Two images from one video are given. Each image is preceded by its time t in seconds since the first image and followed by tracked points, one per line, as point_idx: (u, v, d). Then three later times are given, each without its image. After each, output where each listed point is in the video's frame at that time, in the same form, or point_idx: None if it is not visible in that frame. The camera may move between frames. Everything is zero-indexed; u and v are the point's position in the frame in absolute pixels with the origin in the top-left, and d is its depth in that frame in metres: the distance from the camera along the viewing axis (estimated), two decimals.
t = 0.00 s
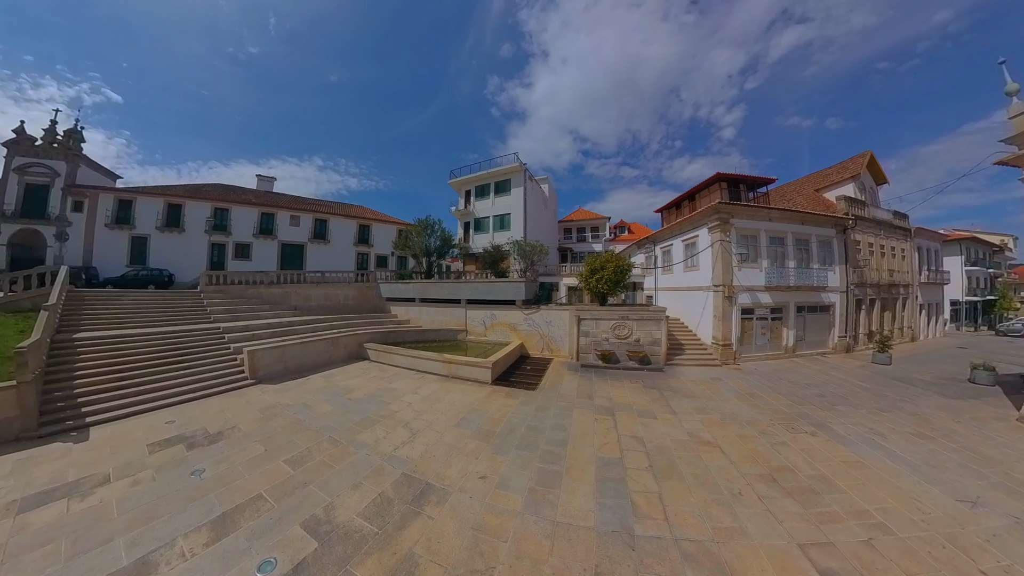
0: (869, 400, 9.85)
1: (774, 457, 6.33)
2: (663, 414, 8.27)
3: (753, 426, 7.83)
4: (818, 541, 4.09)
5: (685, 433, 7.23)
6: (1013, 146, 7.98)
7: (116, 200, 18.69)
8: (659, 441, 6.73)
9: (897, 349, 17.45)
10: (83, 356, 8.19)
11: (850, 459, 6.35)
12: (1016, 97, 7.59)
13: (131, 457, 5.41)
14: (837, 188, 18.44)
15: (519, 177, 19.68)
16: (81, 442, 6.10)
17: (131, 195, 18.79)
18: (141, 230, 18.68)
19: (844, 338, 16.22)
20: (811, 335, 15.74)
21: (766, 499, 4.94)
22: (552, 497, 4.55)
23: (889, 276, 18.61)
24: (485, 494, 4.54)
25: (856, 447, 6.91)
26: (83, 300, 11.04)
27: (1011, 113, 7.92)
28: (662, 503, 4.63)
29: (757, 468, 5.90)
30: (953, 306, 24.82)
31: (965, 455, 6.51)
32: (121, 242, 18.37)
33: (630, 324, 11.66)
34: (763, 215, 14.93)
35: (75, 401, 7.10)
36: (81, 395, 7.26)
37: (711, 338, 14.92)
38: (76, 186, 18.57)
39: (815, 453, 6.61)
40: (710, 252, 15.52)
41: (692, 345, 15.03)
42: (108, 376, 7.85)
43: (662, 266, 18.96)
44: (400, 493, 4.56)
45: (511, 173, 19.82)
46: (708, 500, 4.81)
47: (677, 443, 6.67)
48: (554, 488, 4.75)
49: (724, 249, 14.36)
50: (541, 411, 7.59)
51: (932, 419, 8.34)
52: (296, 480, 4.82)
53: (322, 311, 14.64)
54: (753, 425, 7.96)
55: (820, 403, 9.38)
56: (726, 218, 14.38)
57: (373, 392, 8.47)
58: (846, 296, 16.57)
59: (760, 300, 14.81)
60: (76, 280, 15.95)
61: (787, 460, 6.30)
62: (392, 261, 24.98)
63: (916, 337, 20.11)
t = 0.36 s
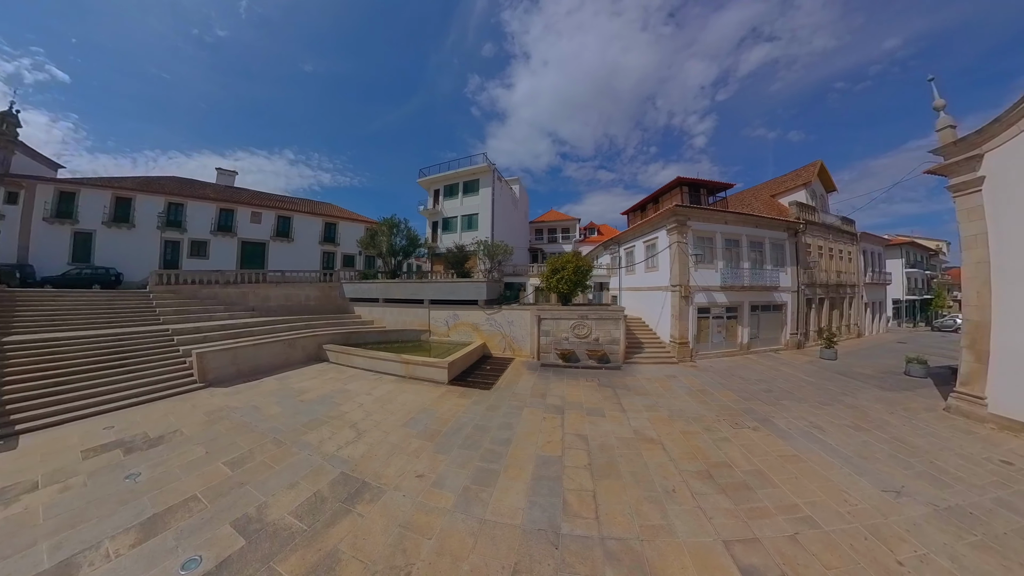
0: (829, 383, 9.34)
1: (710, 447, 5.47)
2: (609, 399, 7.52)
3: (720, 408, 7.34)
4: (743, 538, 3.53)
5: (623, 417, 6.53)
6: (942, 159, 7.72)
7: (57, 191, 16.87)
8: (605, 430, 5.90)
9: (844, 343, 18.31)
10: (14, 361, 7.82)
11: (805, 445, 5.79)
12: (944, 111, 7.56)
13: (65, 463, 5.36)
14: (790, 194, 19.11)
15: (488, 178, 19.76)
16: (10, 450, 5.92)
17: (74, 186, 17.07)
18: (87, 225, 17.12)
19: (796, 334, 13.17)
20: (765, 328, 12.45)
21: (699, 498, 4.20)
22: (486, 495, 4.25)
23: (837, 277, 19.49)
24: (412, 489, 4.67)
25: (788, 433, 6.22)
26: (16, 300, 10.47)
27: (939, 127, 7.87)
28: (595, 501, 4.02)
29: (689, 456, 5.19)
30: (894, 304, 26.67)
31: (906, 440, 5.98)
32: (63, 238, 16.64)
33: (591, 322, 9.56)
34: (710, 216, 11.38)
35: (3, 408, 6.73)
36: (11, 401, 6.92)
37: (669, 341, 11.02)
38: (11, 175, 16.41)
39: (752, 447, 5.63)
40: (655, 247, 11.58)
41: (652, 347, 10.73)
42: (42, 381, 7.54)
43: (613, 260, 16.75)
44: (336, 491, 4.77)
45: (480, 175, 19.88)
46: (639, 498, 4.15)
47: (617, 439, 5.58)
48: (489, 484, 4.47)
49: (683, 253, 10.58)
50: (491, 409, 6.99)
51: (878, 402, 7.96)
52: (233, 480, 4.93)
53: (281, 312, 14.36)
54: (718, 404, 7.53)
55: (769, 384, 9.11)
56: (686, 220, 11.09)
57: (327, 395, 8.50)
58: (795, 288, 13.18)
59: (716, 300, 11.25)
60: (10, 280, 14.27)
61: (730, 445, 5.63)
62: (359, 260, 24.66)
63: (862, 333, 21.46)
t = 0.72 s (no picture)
0: (789, 369, 9.18)
1: (653, 442, 4.73)
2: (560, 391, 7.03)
3: (680, 388, 6.92)
4: (673, 544, 3.03)
5: (569, 408, 6.14)
6: (884, 166, 7.90)
7: None
8: (551, 430, 5.44)
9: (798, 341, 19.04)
10: None
11: (750, 429, 5.24)
12: (886, 121, 7.83)
13: None
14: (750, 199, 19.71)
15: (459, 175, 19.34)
16: None
17: (5, 176, 15.80)
18: (19, 218, 15.83)
19: (753, 333, 11.49)
20: (724, 328, 10.77)
21: (635, 501, 3.59)
22: (418, 500, 4.23)
23: (792, 278, 20.31)
24: (345, 497, 4.57)
25: (730, 422, 5.45)
26: None
27: (881, 137, 8.13)
28: (530, 505, 3.74)
29: (628, 448, 4.62)
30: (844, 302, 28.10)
31: (855, 428, 5.75)
32: None
33: (551, 322, 9.01)
34: (668, 217, 9.70)
35: None
36: None
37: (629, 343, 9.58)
38: None
39: (697, 446, 4.68)
40: (617, 248, 10.53)
41: (613, 347, 9.56)
42: None
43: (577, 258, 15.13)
44: (268, 497, 4.63)
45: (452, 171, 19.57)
46: (577, 503, 3.67)
47: (564, 440, 5.05)
48: (424, 489, 4.43)
49: (644, 252, 9.32)
50: (442, 412, 6.76)
51: (832, 390, 7.78)
52: (162, 488, 4.72)
53: (237, 313, 13.78)
54: (675, 384, 7.13)
55: (724, 362, 9.11)
56: (646, 220, 9.48)
57: (277, 400, 8.22)
58: (752, 288, 11.59)
59: (676, 301, 9.70)
60: None
61: (682, 434, 4.98)
62: (325, 259, 24.00)
63: (815, 330, 22.48)
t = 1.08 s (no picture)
0: (749, 368, 9.20)
1: (604, 448, 4.53)
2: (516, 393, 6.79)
3: (641, 388, 6.76)
4: (612, 564, 2.80)
5: (522, 411, 5.90)
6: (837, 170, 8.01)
7: None
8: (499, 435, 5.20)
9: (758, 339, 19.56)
10: None
11: (706, 429, 5.06)
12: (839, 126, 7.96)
13: None
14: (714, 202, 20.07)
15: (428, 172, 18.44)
16: None
17: None
18: None
19: (717, 332, 11.62)
20: (688, 327, 10.80)
21: (575, 514, 3.39)
22: (344, 514, 3.98)
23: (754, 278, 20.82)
24: (276, 513, 4.18)
25: (687, 421, 5.28)
26: None
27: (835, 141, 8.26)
28: (466, 522, 3.45)
29: (578, 455, 4.41)
30: (802, 302, 29.16)
31: (809, 424, 5.73)
32: None
33: (512, 322, 8.75)
34: (631, 217, 9.57)
35: None
36: None
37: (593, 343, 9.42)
38: None
39: (650, 451, 4.49)
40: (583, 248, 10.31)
41: (577, 347, 9.38)
42: None
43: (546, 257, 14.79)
44: (186, 512, 4.18)
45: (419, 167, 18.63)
46: (516, 519, 3.39)
47: (511, 447, 4.82)
48: (351, 504, 4.17)
49: (608, 254, 9.16)
50: (390, 418, 6.40)
51: (788, 388, 7.83)
52: (67, 507, 4.18)
53: (184, 315, 12.88)
54: (635, 385, 6.92)
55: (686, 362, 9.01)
56: (610, 220, 9.27)
57: (218, 407, 7.64)
58: (715, 288, 11.69)
59: (640, 302, 9.65)
60: None
61: (636, 437, 4.80)
62: (285, 258, 23.00)
63: (775, 329, 23.15)
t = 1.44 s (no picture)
0: (714, 368, 9.05)
1: (556, 461, 4.19)
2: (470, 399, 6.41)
3: (603, 392, 6.43)
4: None
5: (473, 420, 5.51)
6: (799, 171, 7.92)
7: None
8: (444, 448, 4.86)
9: (724, 339, 19.79)
10: None
11: (666, 436, 4.79)
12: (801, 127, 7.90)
13: None
14: (682, 203, 20.20)
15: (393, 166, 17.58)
16: None
17: None
18: None
19: (684, 332, 11.50)
20: (655, 327, 10.64)
21: (513, 541, 3.02)
22: (256, 541, 3.54)
23: (720, 279, 21.09)
24: (182, 543, 3.63)
25: (647, 428, 4.98)
26: None
27: (797, 141, 8.21)
28: (391, 554, 3.03)
29: (526, 470, 4.07)
30: (766, 302, 29.91)
31: (772, 424, 5.56)
32: None
33: (472, 325, 8.33)
34: (598, 216, 9.25)
35: None
36: None
37: (559, 345, 9.08)
38: None
39: (605, 463, 4.17)
40: (549, 247, 9.93)
41: (543, 349, 9.02)
42: None
43: (514, 257, 14.33)
44: (75, 543, 3.59)
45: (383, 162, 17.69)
46: (447, 550, 3.00)
47: (456, 463, 4.40)
48: (268, 532, 3.66)
49: (573, 254, 8.81)
50: (330, 429, 5.93)
51: (752, 388, 7.71)
52: None
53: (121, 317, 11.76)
54: (596, 389, 6.61)
55: (652, 364, 8.78)
56: (576, 219, 8.93)
57: (144, 419, 6.89)
58: (682, 288, 11.60)
59: (606, 303, 9.35)
60: None
61: (591, 447, 4.48)
62: (242, 257, 21.19)
63: (740, 328, 23.58)
